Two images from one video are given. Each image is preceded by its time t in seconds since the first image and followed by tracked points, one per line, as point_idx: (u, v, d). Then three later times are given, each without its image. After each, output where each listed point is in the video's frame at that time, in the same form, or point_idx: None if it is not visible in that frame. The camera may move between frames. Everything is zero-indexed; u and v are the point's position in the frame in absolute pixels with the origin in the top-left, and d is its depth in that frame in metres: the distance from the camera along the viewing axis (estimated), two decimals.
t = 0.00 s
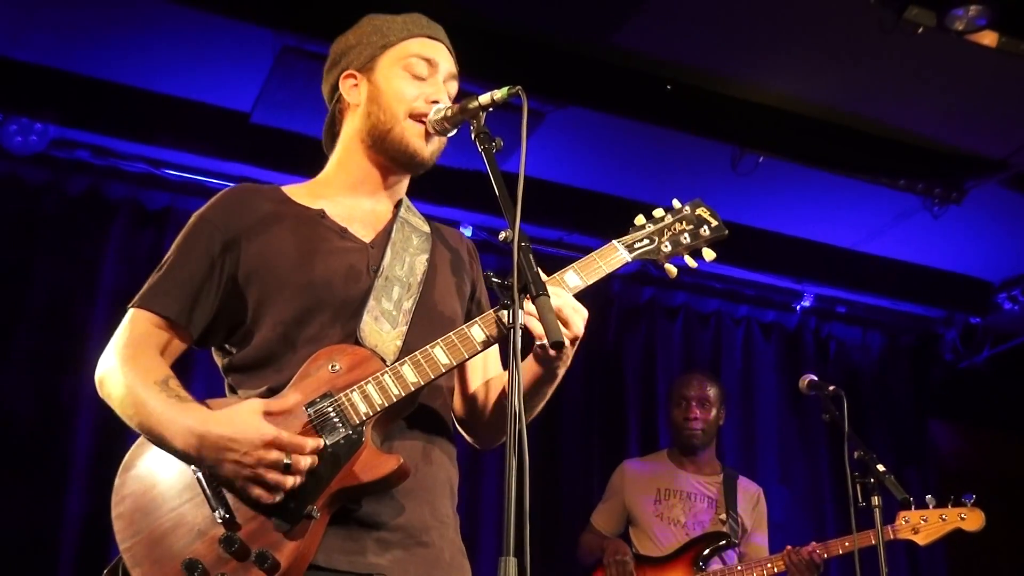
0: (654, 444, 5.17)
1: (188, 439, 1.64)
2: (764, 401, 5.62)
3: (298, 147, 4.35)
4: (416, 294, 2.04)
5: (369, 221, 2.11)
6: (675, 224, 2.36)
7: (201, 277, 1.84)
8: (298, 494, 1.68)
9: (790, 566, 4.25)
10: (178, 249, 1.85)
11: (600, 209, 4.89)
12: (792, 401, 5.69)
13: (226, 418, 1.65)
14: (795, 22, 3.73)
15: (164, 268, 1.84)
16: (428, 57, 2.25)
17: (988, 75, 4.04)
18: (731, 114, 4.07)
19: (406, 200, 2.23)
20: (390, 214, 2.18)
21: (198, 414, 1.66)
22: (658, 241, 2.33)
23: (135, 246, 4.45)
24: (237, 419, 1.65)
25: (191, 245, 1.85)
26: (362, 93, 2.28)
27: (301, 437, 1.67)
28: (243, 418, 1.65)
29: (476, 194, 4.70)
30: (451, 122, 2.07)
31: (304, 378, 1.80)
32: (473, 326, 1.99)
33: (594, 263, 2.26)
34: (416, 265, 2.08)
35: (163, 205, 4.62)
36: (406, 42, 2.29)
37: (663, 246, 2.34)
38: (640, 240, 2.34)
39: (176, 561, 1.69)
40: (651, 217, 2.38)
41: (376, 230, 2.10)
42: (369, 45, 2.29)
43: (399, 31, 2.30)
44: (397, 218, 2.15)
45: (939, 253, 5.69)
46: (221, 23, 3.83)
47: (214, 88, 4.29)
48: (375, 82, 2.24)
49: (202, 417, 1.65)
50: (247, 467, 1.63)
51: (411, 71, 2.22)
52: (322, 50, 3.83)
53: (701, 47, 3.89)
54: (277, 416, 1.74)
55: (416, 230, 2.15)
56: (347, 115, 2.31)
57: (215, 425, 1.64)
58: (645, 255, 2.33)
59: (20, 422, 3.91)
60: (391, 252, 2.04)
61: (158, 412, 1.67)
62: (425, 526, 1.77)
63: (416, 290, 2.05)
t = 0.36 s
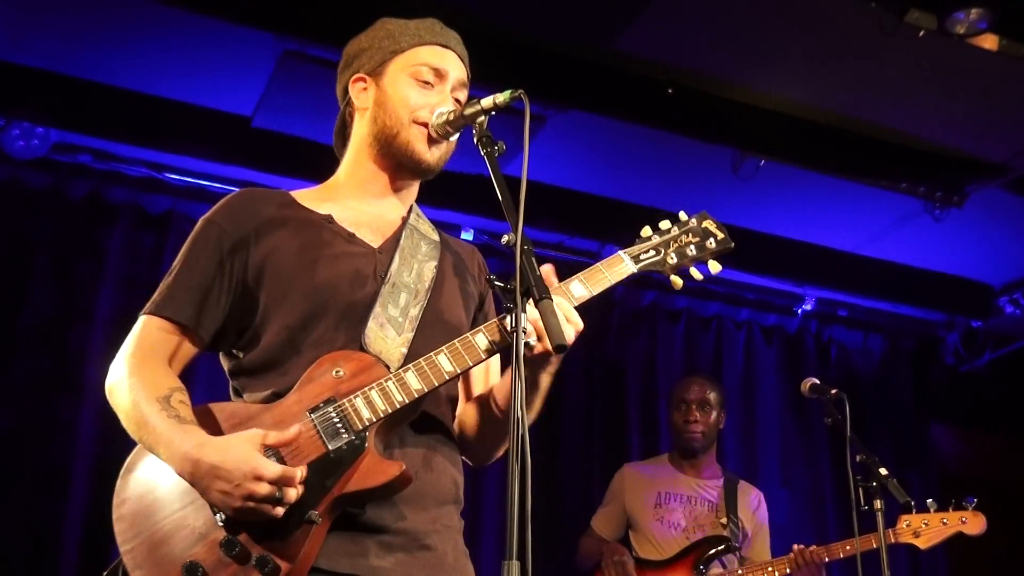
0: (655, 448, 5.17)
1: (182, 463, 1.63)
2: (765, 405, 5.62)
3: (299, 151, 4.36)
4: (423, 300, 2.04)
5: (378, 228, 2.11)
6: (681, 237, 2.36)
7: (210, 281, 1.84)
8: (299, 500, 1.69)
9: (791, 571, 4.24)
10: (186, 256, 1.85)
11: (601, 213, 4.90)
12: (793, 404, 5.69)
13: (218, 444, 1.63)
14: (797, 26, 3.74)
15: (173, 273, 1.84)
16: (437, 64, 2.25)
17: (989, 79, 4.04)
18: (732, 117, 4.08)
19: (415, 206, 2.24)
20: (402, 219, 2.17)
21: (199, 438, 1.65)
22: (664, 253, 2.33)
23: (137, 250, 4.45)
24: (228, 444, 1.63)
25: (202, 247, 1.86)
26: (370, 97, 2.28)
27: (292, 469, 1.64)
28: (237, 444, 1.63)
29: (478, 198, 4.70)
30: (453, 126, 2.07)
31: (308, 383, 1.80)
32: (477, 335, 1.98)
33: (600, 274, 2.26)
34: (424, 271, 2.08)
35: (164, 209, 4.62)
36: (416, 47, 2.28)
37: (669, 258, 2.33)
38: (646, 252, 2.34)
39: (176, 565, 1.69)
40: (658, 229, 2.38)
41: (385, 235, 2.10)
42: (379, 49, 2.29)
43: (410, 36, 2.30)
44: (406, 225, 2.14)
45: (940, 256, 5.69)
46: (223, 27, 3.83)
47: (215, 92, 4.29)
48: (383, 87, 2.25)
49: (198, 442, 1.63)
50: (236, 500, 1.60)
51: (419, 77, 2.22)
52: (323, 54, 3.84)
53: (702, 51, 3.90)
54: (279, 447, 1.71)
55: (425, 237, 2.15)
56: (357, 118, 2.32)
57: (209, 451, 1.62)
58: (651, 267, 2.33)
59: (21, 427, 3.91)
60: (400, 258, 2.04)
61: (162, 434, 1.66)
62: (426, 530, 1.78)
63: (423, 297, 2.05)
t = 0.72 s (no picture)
0: (656, 450, 5.16)
1: (190, 454, 1.63)
2: (766, 408, 5.62)
3: (300, 153, 4.36)
4: (427, 306, 2.04)
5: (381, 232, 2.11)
6: (691, 251, 2.34)
7: (214, 282, 1.84)
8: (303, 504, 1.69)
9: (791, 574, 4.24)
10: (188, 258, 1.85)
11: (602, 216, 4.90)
12: (794, 407, 5.69)
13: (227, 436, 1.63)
14: (799, 29, 3.74)
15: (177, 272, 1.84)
16: (439, 67, 2.25)
17: (990, 82, 4.05)
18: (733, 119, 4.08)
19: (420, 211, 2.24)
20: (405, 224, 2.18)
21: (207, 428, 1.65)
22: (673, 267, 2.31)
23: (138, 252, 4.45)
24: (237, 436, 1.63)
25: (206, 246, 1.86)
26: (373, 101, 2.28)
27: (298, 467, 1.65)
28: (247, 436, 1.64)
29: (479, 200, 4.70)
30: (453, 130, 2.07)
31: (312, 386, 1.81)
32: (484, 343, 1.98)
33: (607, 285, 2.23)
34: (428, 277, 2.08)
35: (166, 212, 4.63)
36: (419, 51, 2.28)
37: (678, 272, 2.32)
38: (655, 265, 2.33)
39: (177, 564, 1.69)
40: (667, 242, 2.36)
41: (388, 242, 2.09)
42: (382, 54, 2.30)
43: (412, 40, 2.30)
44: (410, 230, 2.14)
45: (941, 259, 5.69)
46: (225, 30, 3.84)
47: (217, 95, 4.29)
48: (385, 91, 2.25)
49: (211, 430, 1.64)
50: (242, 492, 1.60)
51: (421, 80, 2.22)
52: (325, 56, 3.84)
53: (704, 54, 3.90)
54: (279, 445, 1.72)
55: (428, 242, 2.16)
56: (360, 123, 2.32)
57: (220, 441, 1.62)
58: (659, 280, 2.31)
59: (22, 429, 3.91)
60: (404, 264, 2.05)
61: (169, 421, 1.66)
62: (429, 533, 1.77)
63: (427, 302, 2.05)
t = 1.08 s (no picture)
0: (657, 453, 5.16)
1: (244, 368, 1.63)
2: (766, 410, 5.62)
3: (300, 156, 4.36)
4: (431, 312, 2.05)
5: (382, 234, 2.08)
6: (687, 290, 2.37)
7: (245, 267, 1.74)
8: (338, 512, 1.65)
9: None
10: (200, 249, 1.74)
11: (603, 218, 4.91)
12: (795, 410, 5.69)
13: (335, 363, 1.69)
14: (800, 32, 3.74)
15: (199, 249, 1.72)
16: (429, 68, 2.23)
17: (990, 84, 4.05)
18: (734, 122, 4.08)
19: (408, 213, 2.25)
20: (401, 227, 2.19)
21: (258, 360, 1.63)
22: (676, 305, 2.33)
23: (138, 255, 4.45)
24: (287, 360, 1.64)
25: (224, 227, 1.76)
26: (361, 100, 2.24)
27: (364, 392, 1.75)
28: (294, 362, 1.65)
29: (479, 203, 4.71)
30: (452, 133, 2.07)
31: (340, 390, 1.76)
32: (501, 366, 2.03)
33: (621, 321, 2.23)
34: (428, 282, 2.10)
35: (166, 214, 4.62)
36: (405, 49, 2.25)
37: (678, 311, 2.34)
38: (658, 302, 2.33)
39: (202, 564, 1.57)
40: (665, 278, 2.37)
41: (391, 245, 2.09)
42: (366, 51, 2.25)
43: (397, 36, 2.26)
44: (406, 232, 2.16)
45: (941, 262, 5.69)
46: (226, 33, 3.84)
47: (217, 98, 4.30)
48: (376, 91, 2.21)
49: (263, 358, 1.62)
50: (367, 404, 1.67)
51: (414, 81, 2.20)
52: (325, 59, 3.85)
53: (704, 57, 3.90)
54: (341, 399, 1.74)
55: (422, 245, 2.18)
56: (345, 121, 2.27)
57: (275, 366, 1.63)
58: (662, 318, 2.32)
59: (23, 433, 3.91)
60: (408, 267, 2.05)
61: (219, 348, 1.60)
62: (444, 542, 1.72)
63: (431, 309, 2.06)
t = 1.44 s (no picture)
0: (657, 455, 5.17)
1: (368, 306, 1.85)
2: (766, 413, 5.61)
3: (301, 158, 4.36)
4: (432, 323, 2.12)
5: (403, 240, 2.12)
6: (647, 325, 2.63)
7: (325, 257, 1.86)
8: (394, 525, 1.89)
9: None
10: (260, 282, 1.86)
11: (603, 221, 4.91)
12: (795, 412, 5.69)
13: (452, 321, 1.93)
14: (801, 35, 3.75)
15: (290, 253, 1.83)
16: (426, 63, 2.24)
17: (989, 88, 4.06)
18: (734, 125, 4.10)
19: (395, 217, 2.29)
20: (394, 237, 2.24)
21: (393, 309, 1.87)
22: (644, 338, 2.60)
23: (139, 258, 4.45)
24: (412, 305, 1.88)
25: (273, 241, 1.85)
26: (363, 99, 2.19)
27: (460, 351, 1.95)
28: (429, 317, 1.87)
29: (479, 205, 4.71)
30: (455, 136, 2.06)
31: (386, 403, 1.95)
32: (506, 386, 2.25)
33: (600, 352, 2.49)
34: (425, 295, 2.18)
35: (166, 216, 4.62)
36: (402, 44, 2.23)
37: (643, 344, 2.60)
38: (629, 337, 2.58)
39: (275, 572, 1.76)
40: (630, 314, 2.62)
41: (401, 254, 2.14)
42: (367, 46, 2.18)
43: (395, 31, 2.22)
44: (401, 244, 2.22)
45: (941, 264, 5.69)
46: (227, 35, 3.84)
47: (217, 100, 4.30)
48: (380, 90, 2.18)
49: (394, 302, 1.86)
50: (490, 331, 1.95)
51: (415, 79, 2.20)
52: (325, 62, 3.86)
53: (704, 61, 3.91)
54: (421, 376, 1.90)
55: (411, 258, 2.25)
56: (341, 118, 2.21)
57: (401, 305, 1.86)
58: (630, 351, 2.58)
59: (23, 435, 3.90)
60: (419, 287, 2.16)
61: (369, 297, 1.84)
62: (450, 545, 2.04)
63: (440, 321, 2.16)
